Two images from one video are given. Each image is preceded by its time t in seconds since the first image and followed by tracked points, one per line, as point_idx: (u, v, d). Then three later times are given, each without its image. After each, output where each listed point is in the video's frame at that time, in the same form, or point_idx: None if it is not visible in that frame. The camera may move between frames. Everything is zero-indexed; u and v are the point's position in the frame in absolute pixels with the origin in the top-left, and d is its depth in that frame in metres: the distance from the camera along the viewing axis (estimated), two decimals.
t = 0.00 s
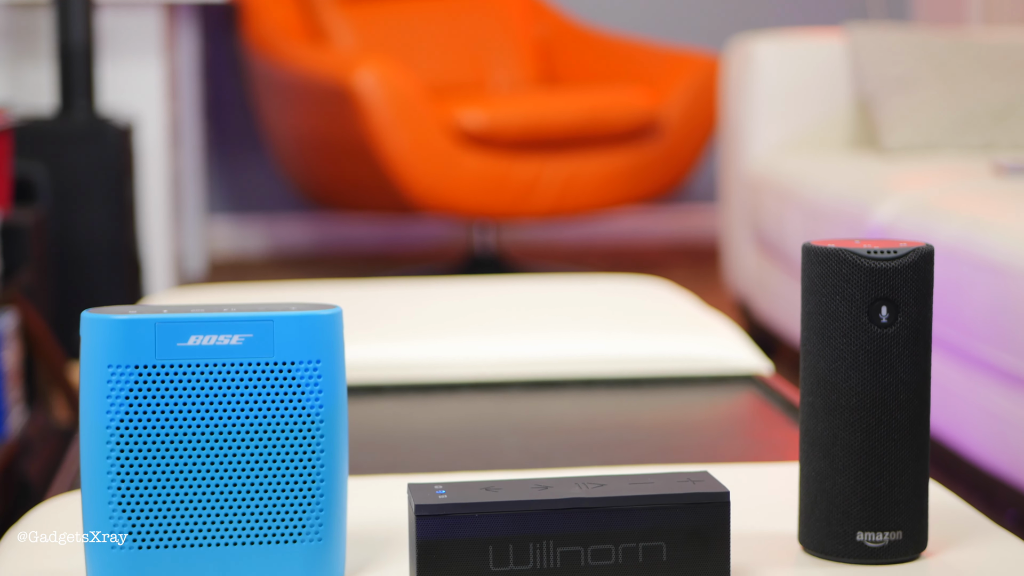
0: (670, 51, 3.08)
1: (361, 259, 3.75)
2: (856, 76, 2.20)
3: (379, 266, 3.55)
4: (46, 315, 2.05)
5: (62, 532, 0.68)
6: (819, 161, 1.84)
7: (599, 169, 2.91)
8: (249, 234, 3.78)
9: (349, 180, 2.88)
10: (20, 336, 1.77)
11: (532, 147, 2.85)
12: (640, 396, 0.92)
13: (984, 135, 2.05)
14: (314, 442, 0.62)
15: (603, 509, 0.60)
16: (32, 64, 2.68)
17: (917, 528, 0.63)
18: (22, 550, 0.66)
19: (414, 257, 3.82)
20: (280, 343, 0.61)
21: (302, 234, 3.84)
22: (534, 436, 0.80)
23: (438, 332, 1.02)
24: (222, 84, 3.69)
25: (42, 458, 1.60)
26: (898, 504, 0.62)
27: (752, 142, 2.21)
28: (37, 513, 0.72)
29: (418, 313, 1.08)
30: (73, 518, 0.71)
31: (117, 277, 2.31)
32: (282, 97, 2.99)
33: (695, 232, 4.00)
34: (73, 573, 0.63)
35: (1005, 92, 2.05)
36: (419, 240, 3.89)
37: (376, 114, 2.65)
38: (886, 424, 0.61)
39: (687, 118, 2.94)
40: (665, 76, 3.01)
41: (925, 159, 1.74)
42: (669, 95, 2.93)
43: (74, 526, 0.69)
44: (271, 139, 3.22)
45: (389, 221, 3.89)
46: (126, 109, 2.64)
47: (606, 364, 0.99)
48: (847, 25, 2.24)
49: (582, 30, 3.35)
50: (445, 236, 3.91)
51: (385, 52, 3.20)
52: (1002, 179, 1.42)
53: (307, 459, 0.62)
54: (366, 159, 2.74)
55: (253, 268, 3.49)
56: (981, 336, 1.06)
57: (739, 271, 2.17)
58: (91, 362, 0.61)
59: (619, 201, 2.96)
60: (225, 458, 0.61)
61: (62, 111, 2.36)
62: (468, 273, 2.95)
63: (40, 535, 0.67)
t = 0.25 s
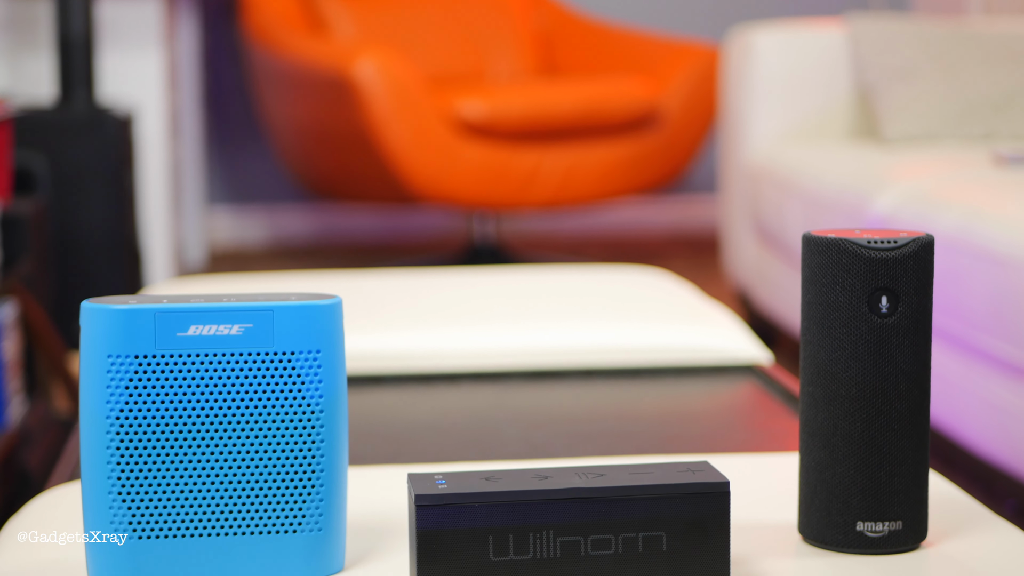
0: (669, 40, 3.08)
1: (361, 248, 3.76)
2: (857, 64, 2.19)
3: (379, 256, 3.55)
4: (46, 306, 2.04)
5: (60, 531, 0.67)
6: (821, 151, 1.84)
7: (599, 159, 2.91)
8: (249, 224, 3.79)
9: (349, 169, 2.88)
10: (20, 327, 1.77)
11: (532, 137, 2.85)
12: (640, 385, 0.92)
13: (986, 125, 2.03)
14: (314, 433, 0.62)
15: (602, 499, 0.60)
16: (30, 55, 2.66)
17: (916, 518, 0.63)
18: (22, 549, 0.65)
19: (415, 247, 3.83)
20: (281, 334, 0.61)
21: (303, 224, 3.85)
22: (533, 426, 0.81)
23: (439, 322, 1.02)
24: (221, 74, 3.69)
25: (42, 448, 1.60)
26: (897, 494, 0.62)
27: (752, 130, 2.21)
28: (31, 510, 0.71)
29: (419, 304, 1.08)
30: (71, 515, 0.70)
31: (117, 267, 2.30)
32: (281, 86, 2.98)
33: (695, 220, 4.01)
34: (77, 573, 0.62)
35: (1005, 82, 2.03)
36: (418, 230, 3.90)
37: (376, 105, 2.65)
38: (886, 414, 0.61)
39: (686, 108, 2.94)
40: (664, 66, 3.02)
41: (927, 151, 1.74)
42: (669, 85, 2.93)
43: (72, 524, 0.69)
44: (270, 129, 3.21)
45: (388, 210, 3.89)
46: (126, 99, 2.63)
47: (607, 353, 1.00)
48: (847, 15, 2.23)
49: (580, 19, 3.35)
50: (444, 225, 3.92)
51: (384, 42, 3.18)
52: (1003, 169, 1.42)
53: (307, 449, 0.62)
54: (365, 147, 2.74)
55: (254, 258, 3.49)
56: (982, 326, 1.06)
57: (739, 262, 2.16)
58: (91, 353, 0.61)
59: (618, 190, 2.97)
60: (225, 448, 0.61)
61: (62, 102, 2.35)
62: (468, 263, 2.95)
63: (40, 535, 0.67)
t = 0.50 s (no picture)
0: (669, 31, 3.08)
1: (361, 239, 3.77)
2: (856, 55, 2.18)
3: (379, 247, 3.55)
4: (47, 298, 2.04)
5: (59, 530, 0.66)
6: (821, 142, 1.83)
7: (599, 150, 2.92)
8: (249, 216, 3.79)
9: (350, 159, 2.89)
10: (20, 318, 1.77)
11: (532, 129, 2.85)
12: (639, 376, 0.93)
13: (986, 116, 2.04)
14: (314, 424, 0.62)
15: (602, 490, 0.60)
16: (29, 46, 2.64)
17: (916, 509, 0.63)
18: (21, 549, 0.64)
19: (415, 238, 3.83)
20: (281, 324, 0.61)
21: (303, 216, 3.85)
22: (533, 418, 0.81)
23: (438, 314, 1.02)
24: (222, 66, 3.68)
25: (42, 439, 1.60)
26: (897, 485, 0.62)
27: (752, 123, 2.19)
28: (28, 507, 0.70)
29: (419, 296, 1.08)
30: (69, 513, 0.69)
31: (117, 257, 2.30)
32: (281, 77, 2.97)
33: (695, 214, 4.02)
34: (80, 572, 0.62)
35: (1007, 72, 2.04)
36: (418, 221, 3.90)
37: (376, 96, 2.64)
38: (886, 405, 0.61)
39: (686, 100, 2.94)
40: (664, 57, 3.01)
41: (927, 142, 1.73)
42: (669, 77, 2.93)
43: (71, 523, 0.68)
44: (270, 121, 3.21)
45: (388, 201, 3.90)
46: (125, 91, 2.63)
47: (607, 345, 1.00)
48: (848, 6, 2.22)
49: (580, 11, 3.34)
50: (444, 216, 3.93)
51: (384, 33, 3.16)
52: (1002, 161, 1.42)
53: (307, 439, 0.62)
54: (366, 138, 2.74)
55: (253, 250, 3.48)
56: (982, 318, 1.05)
57: (739, 253, 2.16)
58: (91, 342, 0.60)
59: (618, 181, 2.97)
60: (225, 437, 0.61)
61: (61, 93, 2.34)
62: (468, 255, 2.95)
63: (39, 535, 0.66)
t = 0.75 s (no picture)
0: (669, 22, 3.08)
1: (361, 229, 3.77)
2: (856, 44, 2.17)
3: (378, 238, 3.54)
4: (47, 289, 2.04)
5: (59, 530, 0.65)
6: (821, 133, 1.83)
7: (599, 141, 2.91)
8: (249, 206, 3.79)
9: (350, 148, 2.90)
10: (20, 308, 1.77)
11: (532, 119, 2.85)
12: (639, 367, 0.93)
13: (985, 106, 1.94)
14: (314, 414, 0.62)
15: (601, 480, 0.60)
16: (29, 36, 2.63)
17: (916, 499, 0.63)
18: (22, 549, 0.63)
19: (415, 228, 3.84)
20: (280, 314, 0.61)
21: (303, 206, 3.85)
22: (532, 408, 0.81)
23: (438, 304, 1.03)
24: (222, 57, 3.68)
25: (42, 430, 1.60)
26: (898, 474, 0.62)
27: (753, 110, 2.20)
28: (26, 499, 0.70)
29: (419, 286, 1.09)
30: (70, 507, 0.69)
31: (116, 247, 2.29)
32: (281, 67, 2.97)
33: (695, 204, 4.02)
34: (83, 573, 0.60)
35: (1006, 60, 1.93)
36: (418, 211, 3.91)
37: (376, 86, 2.64)
38: (886, 394, 0.61)
39: (687, 90, 2.95)
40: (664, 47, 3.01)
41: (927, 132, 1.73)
42: (669, 67, 2.93)
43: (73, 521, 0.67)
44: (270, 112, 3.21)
45: (388, 191, 3.90)
46: (125, 82, 2.63)
47: (607, 335, 1.01)
48: None
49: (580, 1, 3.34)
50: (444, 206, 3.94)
51: (384, 23, 3.16)
52: (1004, 152, 1.38)
53: (307, 430, 0.62)
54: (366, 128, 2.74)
55: (253, 240, 3.48)
56: (984, 308, 1.03)
57: (739, 243, 2.16)
58: (91, 332, 0.60)
59: (619, 171, 2.97)
60: (225, 427, 0.61)
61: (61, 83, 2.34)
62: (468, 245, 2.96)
63: (40, 535, 0.64)
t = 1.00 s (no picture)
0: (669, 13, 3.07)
1: (361, 220, 3.77)
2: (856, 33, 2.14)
3: (378, 229, 3.54)
4: (47, 280, 2.04)
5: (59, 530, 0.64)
6: (820, 123, 1.82)
7: (599, 132, 2.92)
8: (249, 197, 3.80)
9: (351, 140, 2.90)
10: (20, 299, 1.78)
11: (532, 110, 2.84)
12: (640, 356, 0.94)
13: (986, 98, 1.84)
14: (314, 405, 0.62)
15: (601, 470, 0.60)
16: (29, 26, 2.62)
17: (916, 490, 0.63)
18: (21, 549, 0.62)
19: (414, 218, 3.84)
20: (281, 305, 0.61)
21: (303, 197, 3.86)
22: (532, 399, 0.81)
23: (438, 295, 1.03)
24: (221, 49, 3.68)
25: (42, 421, 1.60)
26: (897, 465, 0.62)
27: (753, 99, 2.16)
28: (27, 488, 0.70)
29: (419, 278, 1.09)
30: (71, 499, 0.69)
31: (115, 238, 2.29)
32: (281, 58, 2.97)
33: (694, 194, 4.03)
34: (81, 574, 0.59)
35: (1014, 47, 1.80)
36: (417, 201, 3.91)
37: (376, 78, 2.64)
38: (886, 385, 0.61)
39: (686, 81, 2.94)
40: (664, 39, 3.01)
41: (927, 122, 1.72)
42: (669, 59, 2.93)
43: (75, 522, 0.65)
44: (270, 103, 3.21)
45: (388, 182, 3.91)
46: (125, 72, 2.63)
47: (607, 325, 1.01)
48: None
49: None
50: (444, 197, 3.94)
51: (383, 13, 3.17)
52: (1003, 143, 1.33)
53: (307, 420, 0.62)
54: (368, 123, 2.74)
55: (253, 231, 3.48)
56: (984, 300, 1.00)
57: (739, 234, 2.15)
58: (91, 322, 0.60)
59: (618, 162, 2.97)
60: (225, 417, 0.61)
61: (60, 74, 2.33)
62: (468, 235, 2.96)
63: (40, 535, 0.63)
